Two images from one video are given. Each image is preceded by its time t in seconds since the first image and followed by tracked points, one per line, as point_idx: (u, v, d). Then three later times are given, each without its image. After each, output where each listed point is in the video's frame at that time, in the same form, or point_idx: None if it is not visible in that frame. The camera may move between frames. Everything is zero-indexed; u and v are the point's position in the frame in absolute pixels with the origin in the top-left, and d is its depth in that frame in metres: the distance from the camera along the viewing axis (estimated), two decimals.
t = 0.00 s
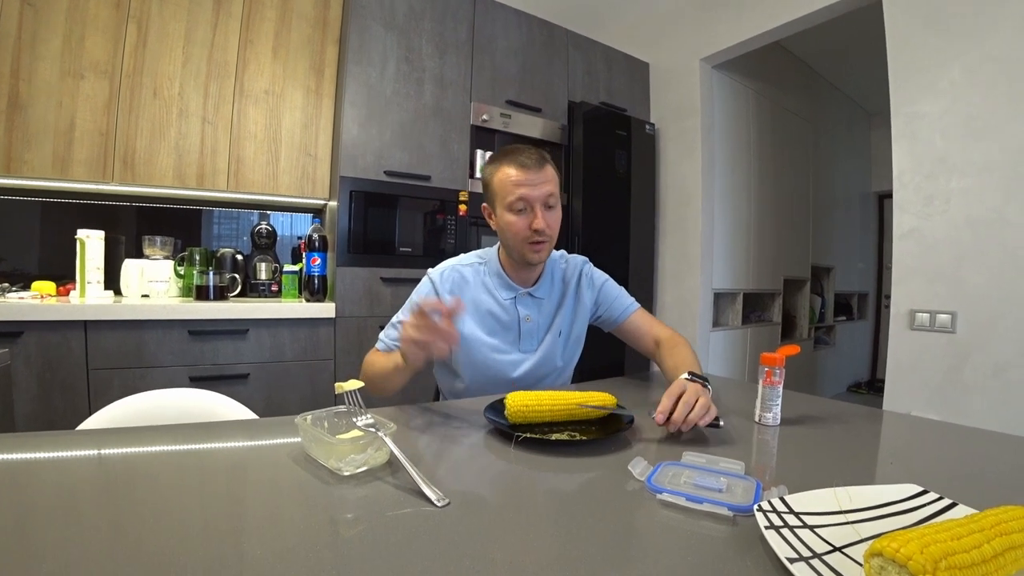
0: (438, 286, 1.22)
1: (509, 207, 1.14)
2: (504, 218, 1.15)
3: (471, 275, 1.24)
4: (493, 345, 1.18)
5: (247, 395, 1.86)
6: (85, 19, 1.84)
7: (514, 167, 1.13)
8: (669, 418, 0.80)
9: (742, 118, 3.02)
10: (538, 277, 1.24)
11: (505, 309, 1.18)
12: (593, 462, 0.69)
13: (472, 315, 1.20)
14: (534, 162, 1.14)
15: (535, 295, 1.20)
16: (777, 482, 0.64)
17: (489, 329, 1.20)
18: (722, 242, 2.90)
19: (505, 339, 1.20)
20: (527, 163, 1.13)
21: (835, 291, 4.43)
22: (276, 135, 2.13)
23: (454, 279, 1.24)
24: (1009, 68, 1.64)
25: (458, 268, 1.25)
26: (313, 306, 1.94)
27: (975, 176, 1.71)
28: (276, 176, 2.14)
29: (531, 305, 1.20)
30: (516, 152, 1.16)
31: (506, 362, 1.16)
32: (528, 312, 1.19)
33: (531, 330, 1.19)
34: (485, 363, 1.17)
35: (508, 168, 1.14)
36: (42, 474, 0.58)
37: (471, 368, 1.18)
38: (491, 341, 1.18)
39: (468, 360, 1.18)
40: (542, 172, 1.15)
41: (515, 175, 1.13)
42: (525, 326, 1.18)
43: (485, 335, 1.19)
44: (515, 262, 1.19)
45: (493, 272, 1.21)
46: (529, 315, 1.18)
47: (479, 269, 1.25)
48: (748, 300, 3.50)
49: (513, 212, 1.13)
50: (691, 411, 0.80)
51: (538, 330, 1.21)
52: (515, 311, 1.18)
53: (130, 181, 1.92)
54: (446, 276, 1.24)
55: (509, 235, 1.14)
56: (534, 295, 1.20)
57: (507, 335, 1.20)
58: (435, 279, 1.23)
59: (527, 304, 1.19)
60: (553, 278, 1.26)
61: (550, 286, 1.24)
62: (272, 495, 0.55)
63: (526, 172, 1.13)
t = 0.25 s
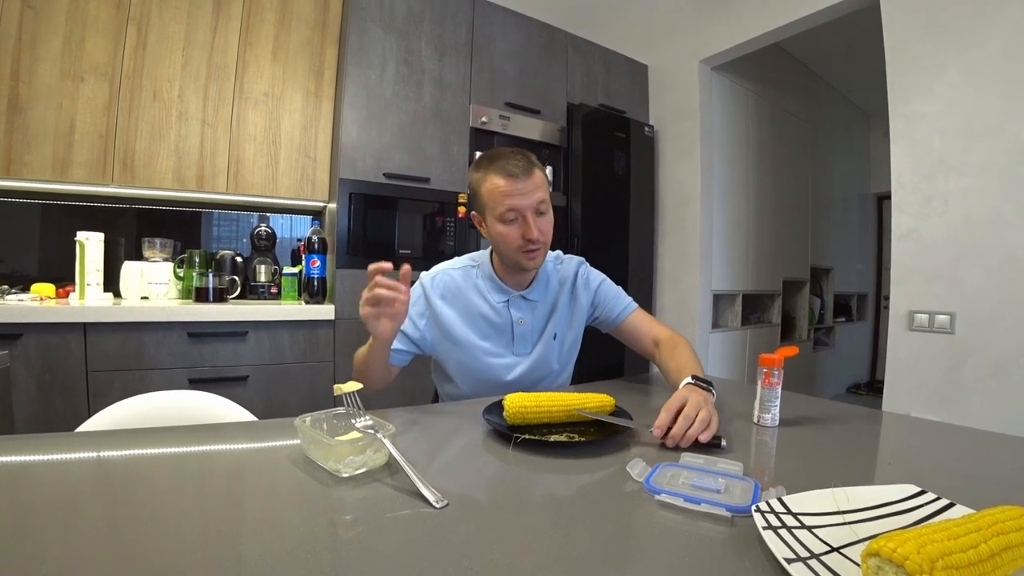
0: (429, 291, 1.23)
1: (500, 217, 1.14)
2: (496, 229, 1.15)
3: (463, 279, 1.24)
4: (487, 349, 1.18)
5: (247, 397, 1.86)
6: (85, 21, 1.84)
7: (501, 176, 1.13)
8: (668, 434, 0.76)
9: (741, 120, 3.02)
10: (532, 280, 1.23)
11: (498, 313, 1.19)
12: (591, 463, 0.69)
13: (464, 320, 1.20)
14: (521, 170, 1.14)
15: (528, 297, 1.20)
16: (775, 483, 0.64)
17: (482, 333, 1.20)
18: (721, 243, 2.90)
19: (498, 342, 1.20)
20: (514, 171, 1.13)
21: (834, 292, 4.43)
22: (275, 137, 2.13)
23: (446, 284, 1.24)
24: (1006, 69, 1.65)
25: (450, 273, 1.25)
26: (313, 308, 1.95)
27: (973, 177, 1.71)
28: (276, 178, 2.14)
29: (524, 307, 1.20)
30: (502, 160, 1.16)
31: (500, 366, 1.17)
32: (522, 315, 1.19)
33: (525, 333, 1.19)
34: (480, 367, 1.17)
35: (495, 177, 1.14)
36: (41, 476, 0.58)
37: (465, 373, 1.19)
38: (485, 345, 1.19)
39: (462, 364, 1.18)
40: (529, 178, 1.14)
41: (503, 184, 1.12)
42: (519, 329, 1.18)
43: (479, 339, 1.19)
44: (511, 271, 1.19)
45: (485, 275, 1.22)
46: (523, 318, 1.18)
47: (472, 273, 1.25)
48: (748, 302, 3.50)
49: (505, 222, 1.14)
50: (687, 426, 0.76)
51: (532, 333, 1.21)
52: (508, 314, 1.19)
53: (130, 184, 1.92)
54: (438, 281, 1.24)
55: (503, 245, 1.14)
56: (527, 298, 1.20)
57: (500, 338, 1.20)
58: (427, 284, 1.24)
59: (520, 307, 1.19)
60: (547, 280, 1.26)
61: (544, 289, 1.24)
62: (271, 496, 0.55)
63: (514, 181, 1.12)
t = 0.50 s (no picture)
0: (426, 296, 1.23)
1: (493, 212, 1.14)
2: (490, 224, 1.16)
3: (460, 283, 1.24)
4: (486, 353, 1.18)
5: (248, 402, 1.86)
6: (84, 28, 1.85)
7: (497, 172, 1.13)
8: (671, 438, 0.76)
9: (740, 119, 3.03)
10: (530, 281, 1.24)
11: (497, 316, 1.19)
12: (594, 466, 0.69)
13: (463, 324, 1.20)
14: (518, 167, 1.13)
15: (526, 299, 1.20)
16: (778, 483, 0.64)
17: (481, 337, 1.20)
18: (721, 243, 2.90)
19: (498, 346, 1.20)
20: (511, 168, 1.13)
21: (835, 290, 4.43)
22: (275, 142, 2.13)
23: (443, 288, 1.24)
24: (1004, 67, 1.65)
25: (447, 277, 1.25)
26: (313, 312, 1.95)
27: (973, 174, 1.71)
28: (275, 183, 2.14)
29: (523, 310, 1.20)
30: (500, 156, 1.16)
31: (500, 369, 1.17)
32: (520, 317, 1.19)
33: (524, 336, 1.19)
34: (480, 371, 1.17)
35: (492, 173, 1.14)
36: (43, 482, 0.58)
37: (465, 377, 1.18)
38: (484, 349, 1.19)
39: (461, 369, 1.18)
40: (526, 176, 1.14)
41: (499, 180, 1.12)
42: (517, 332, 1.18)
43: (478, 343, 1.19)
44: (504, 268, 1.20)
45: (483, 278, 1.22)
46: (521, 321, 1.18)
47: (469, 276, 1.25)
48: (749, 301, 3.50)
49: (498, 218, 1.14)
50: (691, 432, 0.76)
51: (531, 335, 1.21)
52: (507, 317, 1.19)
53: (130, 189, 1.92)
54: (435, 286, 1.24)
55: (496, 241, 1.15)
56: (525, 300, 1.20)
57: (499, 342, 1.20)
58: (425, 289, 1.23)
59: (519, 309, 1.19)
60: (545, 281, 1.26)
61: (542, 291, 1.24)
62: (273, 501, 0.55)
63: (510, 177, 1.12)
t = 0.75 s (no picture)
0: (429, 296, 1.22)
1: (493, 203, 1.15)
2: (490, 214, 1.17)
3: (463, 282, 1.24)
4: (488, 353, 1.17)
5: (249, 405, 1.86)
6: (84, 32, 1.85)
7: (503, 164, 1.15)
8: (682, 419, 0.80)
9: (740, 119, 3.03)
10: (532, 280, 1.24)
11: (499, 315, 1.18)
12: (596, 466, 0.69)
13: (464, 323, 1.20)
14: (524, 161, 1.15)
15: (528, 299, 1.20)
16: (780, 483, 0.64)
17: (483, 336, 1.19)
18: (721, 243, 2.90)
19: (499, 345, 1.19)
20: (517, 162, 1.14)
21: (836, 290, 4.43)
22: (275, 144, 2.14)
23: (446, 288, 1.24)
24: (1003, 65, 1.65)
25: (450, 277, 1.25)
26: (314, 314, 1.95)
27: (973, 173, 1.71)
28: (276, 185, 2.14)
29: (525, 309, 1.20)
30: (509, 151, 1.18)
31: (502, 368, 1.16)
32: (522, 317, 1.19)
33: (526, 335, 1.19)
34: (482, 370, 1.17)
35: (498, 165, 1.16)
36: (45, 486, 0.58)
37: (466, 376, 1.18)
38: (486, 348, 1.18)
39: (462, 368, 1.17)
40: (532, 171, 1.15)
41: (503, 172, 1.14)
42: (519, 331, 1.18)
43: (479, 342, 1.19)
44: (501, 261, 1.20)
45: (486, 278, 1.22)
46: (523, 320, 1.19)
47: (472, 276, 1.25)
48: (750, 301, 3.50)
49: (498, 209, 1.15)
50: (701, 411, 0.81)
51: (533, 335, 1.21)
52: (508, 317, 1.18)
53: (131, 193, 1.93)
54: (437, 285, 1.24)
55: (494, 231, 1.16)
56: (527, 299, 1.20)
57: (501, 341, 1.19)
58: (427, 288, 1.23)
59: (521, 309, 1.19)
60: (547, 282, 1.26)
61: (543, 291, 1.24)
62: (275, 503, 0.55)
63: (514, 170, 1.14)
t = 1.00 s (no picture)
0: (434, 294, 1.22)
1: (504, 202, 1.16)
2: (500, 213, 1.17)
3: (469, 282, 1.24)
4: (491, 351, 1.17)
5: (249, 405, 1.86)
6: (86, 33, 1.86)
7: (518, 165, 1.15)
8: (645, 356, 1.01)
9: (741, 121, 3.03)
10: (537, 281, 1.24)
11: (504, 314, 1.18)
12: (597, 468, 0.69)
13: (469, 322, 1.19)
14: (538, 165, 1.16)
15: (533, 299, 1.20)
16: (781, 486, 0.63)
17: (487, 335, 1.19)
18: (722, 245, 2.90)
19: (503, 344, 1.19)
20: (532, 165, 1.15)
21: (836, 292, 4.42)
22: (276, 145, 2.14)
23: (451, 287, 1.24)
24: (1005, 68, 1.65)
25: (456, 276, 1.25)
26: (315, 315, 1.95)
27: (974, 176, 1.71)
28: (277, 186, 2.15)
29: (530, 309, 1.19)
30: (525, 154, 1.18)
31: (506, 367, 1.15)
32: (527, 317, 1.19)
33: (530, 335, 1.19)
34: (486, 369, 1.16)
35: (513, 166, 1.16)
36: (46, 486, 0.58)
37: (468, 375, 1.17)
38: (489, 347, 1.18)
39: (465, 366, 1.16)
40: (546, 175, 1.15)
41: (517, 173, 1.14)
42: (524, 331, 1.18)
43: (483, 341, 1.18)
44: (507, 261, 1.20)
45: (491, 277, 1.21)
46: (528, 320, 1.18)
47: (477, 276, 1.25)
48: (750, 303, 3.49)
49: (508, 210, 1.15)
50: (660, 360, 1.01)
51: (537, 335, 1.20)
52: (513, 317, 1.18)
53: (132, 193, 1.93)
54: (443, 284, 1.24)
55: (503, 232, 1.16)
56: (532, 300, 1.20)
57: (505, 340, 1.19)
58: (433, 287, 1.23)
59: (525, 309, 1.19)
60: (552, 283, 1.26)
61: (548, 292, 1.24)
62: (275, 504, 0.55)
63: (528, 173, 1.14)
